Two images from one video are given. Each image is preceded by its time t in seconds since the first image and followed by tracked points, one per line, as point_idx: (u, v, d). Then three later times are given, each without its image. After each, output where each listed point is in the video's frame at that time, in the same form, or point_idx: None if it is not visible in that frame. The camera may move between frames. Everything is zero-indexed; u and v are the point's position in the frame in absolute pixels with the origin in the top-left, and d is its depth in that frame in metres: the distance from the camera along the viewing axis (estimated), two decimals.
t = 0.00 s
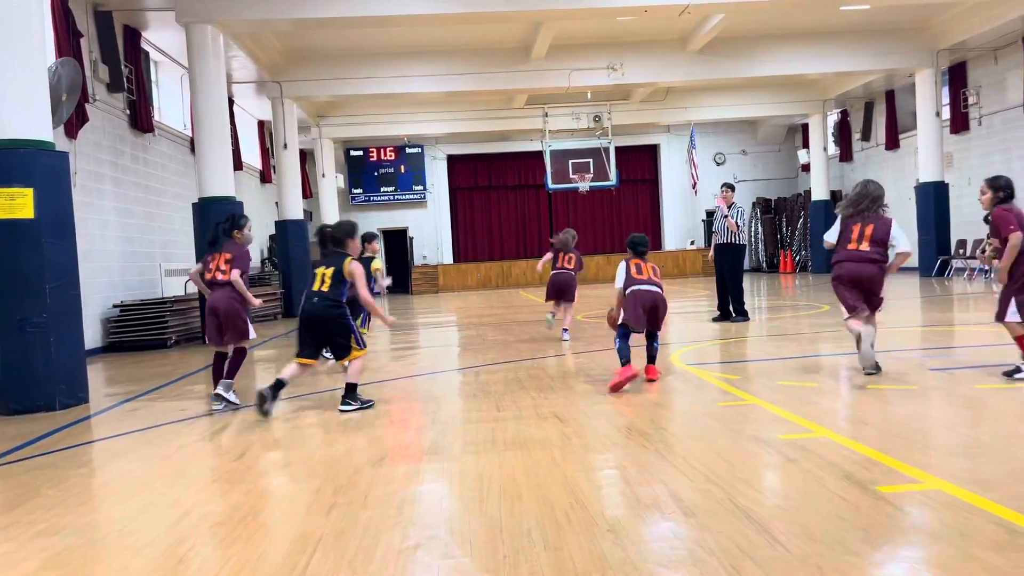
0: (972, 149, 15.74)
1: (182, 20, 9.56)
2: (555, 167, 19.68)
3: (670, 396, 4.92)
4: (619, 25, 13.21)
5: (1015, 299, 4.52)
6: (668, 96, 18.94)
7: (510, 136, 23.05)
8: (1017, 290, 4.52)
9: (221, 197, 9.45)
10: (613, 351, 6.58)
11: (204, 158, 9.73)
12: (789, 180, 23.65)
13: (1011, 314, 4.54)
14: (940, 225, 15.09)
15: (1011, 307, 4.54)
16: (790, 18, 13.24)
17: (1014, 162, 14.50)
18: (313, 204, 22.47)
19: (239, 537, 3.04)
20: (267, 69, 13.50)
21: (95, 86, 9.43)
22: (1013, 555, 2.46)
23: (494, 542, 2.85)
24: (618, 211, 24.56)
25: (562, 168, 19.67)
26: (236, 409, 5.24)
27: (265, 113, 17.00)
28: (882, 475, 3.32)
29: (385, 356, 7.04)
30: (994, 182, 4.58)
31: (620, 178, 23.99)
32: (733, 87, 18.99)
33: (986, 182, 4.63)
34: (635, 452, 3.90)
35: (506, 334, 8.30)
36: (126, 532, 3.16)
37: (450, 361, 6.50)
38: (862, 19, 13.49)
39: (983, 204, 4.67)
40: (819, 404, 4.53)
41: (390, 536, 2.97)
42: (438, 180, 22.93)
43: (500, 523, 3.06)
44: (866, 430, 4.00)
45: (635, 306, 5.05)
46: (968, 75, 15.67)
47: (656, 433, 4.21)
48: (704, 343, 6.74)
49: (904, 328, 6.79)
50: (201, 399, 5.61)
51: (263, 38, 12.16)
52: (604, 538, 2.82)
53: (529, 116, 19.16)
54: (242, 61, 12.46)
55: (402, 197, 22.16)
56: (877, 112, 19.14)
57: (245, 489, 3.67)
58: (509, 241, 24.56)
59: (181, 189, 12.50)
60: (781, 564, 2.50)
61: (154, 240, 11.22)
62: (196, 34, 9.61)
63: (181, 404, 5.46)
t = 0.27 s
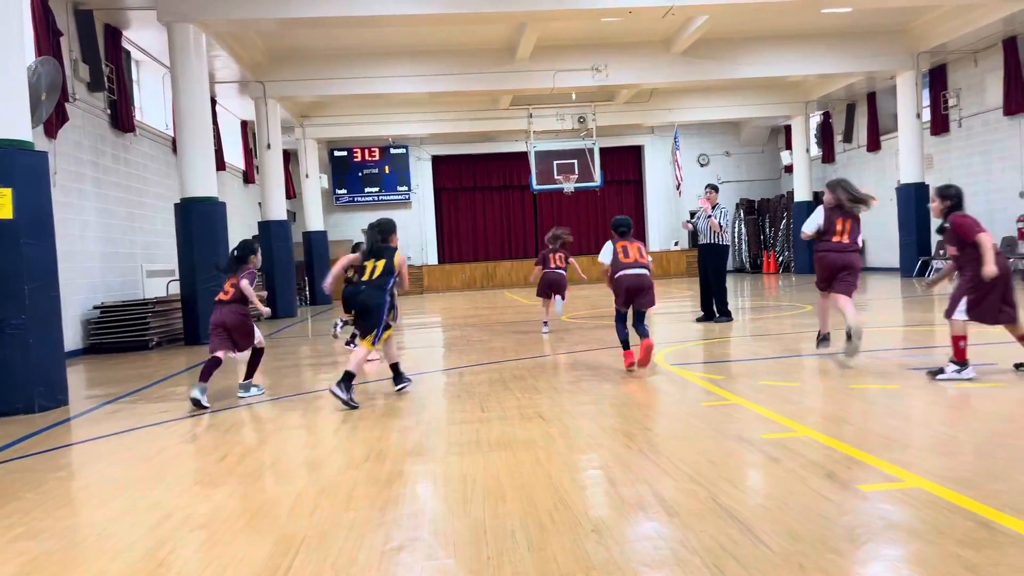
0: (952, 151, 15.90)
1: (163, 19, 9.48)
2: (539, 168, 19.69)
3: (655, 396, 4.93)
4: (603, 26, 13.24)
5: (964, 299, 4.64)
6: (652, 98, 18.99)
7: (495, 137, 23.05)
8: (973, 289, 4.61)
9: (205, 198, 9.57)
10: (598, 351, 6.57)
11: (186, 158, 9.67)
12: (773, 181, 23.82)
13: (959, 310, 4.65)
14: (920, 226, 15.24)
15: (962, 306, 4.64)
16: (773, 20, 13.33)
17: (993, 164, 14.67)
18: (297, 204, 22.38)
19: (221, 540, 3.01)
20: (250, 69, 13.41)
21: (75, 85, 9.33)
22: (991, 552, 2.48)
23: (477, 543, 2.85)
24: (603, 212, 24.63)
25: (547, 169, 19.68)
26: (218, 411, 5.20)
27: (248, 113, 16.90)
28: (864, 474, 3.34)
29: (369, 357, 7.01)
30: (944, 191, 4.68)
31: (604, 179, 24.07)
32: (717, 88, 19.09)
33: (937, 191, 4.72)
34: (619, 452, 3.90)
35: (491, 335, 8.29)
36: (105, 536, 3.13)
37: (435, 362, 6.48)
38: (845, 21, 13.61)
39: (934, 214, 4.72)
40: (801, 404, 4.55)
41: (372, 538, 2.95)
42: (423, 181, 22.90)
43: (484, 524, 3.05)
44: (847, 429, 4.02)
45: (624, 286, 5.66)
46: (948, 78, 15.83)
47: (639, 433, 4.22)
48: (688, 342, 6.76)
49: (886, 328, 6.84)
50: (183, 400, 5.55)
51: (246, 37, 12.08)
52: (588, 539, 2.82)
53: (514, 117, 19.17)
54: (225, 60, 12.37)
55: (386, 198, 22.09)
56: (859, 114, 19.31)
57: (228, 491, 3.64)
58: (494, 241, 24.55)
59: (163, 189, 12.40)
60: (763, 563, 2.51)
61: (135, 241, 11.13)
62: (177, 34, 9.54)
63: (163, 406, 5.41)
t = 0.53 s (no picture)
0: (932, 153, 16.07)
1: (144, 18, 9.41)
2: (523, 169, 19.70)
3: (637, 396, 4.94)
4: (586, 27, 13.27)
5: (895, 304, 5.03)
6: (635, 99, 19.06)
7: (479, 138, 23.05)
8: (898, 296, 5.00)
9: (186, 199, 9.52)
10: (580, 352, 6.58)
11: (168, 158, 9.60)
12: (755, 183, 23.98)
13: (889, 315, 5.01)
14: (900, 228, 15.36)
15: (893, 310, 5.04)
16: (754, 23, 13.39)
17: (972, 167, 14.84)
18: (279, 205, 22.31)
19: (201, 543, 2.98)
20: (231, 69, 13.32)
21: (53, 85, 9.24)
22: (969, 550, 2.50)
23: (459, 544, 2.84)
24: (587, 213, 24.68)
25: (530, 170, 19.70)
26: (198, 413, 5.16)
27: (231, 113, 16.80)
28: (844, 473, 3.37)
29: (351, 359, 6.98)
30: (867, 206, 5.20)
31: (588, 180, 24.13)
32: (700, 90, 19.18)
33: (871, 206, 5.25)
34: (602, 453, 3.91)
35: (473, 336, 8.28)
36: (83, 539, 3.09)
37: (417, 363, 6.47)
38: (826, 24, 13.70)
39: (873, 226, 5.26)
40: (782, 403, 4.58)
41: (354, 540, 2.94)
42: (405, 182, 22.86)
43: (466, 525, 3.05)
44: (827, 429, 4.06)
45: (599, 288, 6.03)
46: (927, 81, 15.99)
47: (622, 434, 4.23)
48: (670, 343, 6.79)
49: (866, 328, 6.90)
50: (163, 403, 5.50)
51: (228, 37, 12.01)
52: (571, 539, 2.82)
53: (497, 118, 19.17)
54: (206, 60, 12.29)
55: (369, 199, 22.03)
56: (840, 116, 19.48)
57: (208, 494, 3.61)
58: (478, 243, 24.54)
59: (143, 190, 12.29)
60: (744, 562, 2.52)
61: (115, 242, 11.03)
62: (158, 33, 9.46)
63: (142, 409, 5.36)
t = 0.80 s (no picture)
0: (911, 156, 16.25)
1: (124, 17, 9.33)
2: (508, 171, 19.72)
3: (621, 397, 4.96)
4: (570, 29, 13.31)
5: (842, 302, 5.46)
6: (619, 101, 19.10)
7: (464, 139, 23.05)
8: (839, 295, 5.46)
9: (167, 200, 9.47)
10: (564, 353, 6.59)
11: (148, 158, 9.53)
12: (739, 185, 24.14)
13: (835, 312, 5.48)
14: (881, 230, 15.51)
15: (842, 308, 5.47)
16: (736, 26, 13.49)
17: (951, 170, 15.02)
18: (262, 206, 22.19)
19: (182, 546, 2.96)
20: (214, 68, 13.24)
21: (32, 84, 9.15)
22: (948, 549, 2.52)
23: (442, 545, 2.84)
24: (572, 214, 24.75)
25: (515, 172, 19.71)
26: (180, 415, 5.12)
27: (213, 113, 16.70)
28: (825, 473, 3.40)
29: (334, 360, 6.95)
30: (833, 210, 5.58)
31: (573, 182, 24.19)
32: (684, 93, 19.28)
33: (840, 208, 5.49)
34: (586, 454, 3.92)
35: (457, 337, 8.28)
36: (62, 543, 3.06)
37: (401, 365, 6.45)
38: (807, 27, 13.81)
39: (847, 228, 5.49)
40: (764, 404, 4.61)
41: (337, 542, 2.93)
42: (389, 183, 22.82)
43: (450, 527, 3.04)
44: (809, 429, 4.09)
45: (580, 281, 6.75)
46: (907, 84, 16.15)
47: (606, 435, 4.24)
48: (653, 344, 6.82)
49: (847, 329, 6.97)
50: (144, 405, 5.45)
51: (209, 37, 11.94)
52: (554, 540, 2.82)
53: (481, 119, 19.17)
54: (189, 60, 12.20)
55: (353, 200, 21.96)
56: (822, 119, 19.66)
57: (190, 497, 3.58)
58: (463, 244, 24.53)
59: (124, 190, 12.19)
60: (727, 562, 2.53)
61: (95, 243, 10.93)
62: (138, 32, 9.39)
63: (123, 411, 5.31)
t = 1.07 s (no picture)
0: (894, 159, 16.40)
1: (106, 16, 9.25)
2: (493, 172, 19.72)
3: (606, 399, 4.97)
4: (555, 31, 13.33)
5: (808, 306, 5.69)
6: (604, 104, 19.13)
7: (449, 141, 23.05)
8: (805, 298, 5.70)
9: (148, 200, 9.42)
10: (549, 355, 6.60)
11: (130, 158, 9.46)
12: (724, 187, 24.27)
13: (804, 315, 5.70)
14: (864, 232, 15.62)
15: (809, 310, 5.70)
16: (720, 29, 13.55)
17: (933, 173, 15.16)
18: (245, 207, 22.07)
19: (163, 550, 2.93)
20: (197, 68, 13.15)
21: (13, 83, 9.06)
22: (929, 550, 2.53)
23: (426, 548, 2.83)
24: (558, 216, 24.80)
25: (500, 173, 19.68)
26: (162, 418, 5.08)
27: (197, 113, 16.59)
28: (808, 475, 3.41)
29: (318, 362, 6.93)
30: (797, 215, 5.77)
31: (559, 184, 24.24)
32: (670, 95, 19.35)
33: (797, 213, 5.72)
34: (570, 456, 3.92)
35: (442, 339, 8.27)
36: (40, 547, 3.02)
37: (385, 367, 6.44)
38: (791, 31, 13.90)
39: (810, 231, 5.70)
40: (748, 406, 4.63)
41: (320, 546, 2.91)
42: (374, 184, 22.76)
43: (433, 530, 3.03)
44: (792, 430, 4.11)
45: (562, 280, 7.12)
46: (890, 88, 16.28)
47: (591, 437, 4.24)
48: (638, 346, 6.84)
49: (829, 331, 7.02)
50: (125, 408, 5.41)
51: (193, 36, 11.86)
52: (538, 543, 2.82)
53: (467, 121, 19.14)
54: (172, 59, 12.12)
55: (338, 201, 21.89)
56: (806, 122, 19.81)
57: (172, 500, 3.55)
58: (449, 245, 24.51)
59: (105, 190, 12.08)
60: (710, 564, 2.54)
61: (77, 243, 10.83)
62: (120, 31, 9.31)
63: (104, 413, 5.26)
